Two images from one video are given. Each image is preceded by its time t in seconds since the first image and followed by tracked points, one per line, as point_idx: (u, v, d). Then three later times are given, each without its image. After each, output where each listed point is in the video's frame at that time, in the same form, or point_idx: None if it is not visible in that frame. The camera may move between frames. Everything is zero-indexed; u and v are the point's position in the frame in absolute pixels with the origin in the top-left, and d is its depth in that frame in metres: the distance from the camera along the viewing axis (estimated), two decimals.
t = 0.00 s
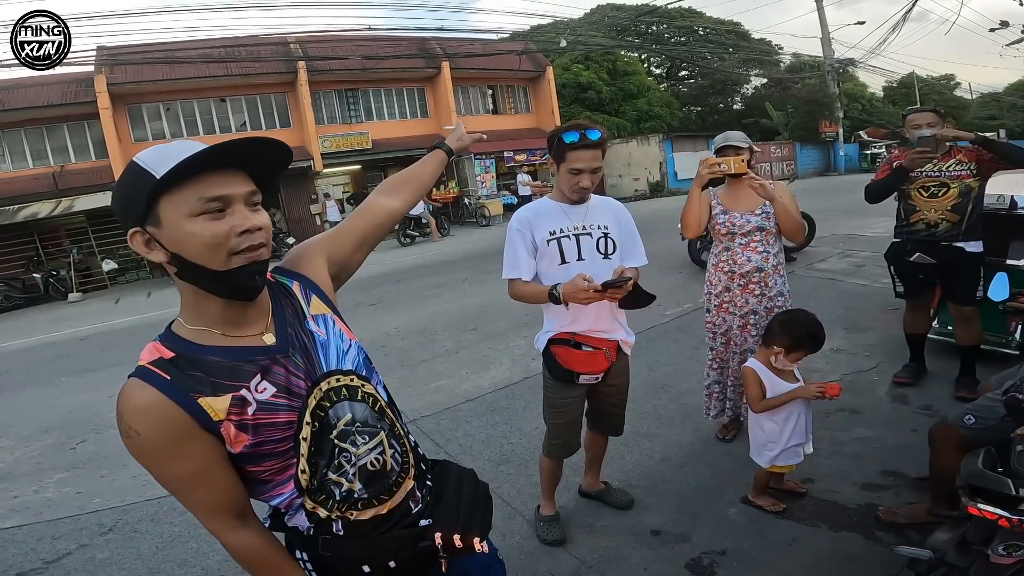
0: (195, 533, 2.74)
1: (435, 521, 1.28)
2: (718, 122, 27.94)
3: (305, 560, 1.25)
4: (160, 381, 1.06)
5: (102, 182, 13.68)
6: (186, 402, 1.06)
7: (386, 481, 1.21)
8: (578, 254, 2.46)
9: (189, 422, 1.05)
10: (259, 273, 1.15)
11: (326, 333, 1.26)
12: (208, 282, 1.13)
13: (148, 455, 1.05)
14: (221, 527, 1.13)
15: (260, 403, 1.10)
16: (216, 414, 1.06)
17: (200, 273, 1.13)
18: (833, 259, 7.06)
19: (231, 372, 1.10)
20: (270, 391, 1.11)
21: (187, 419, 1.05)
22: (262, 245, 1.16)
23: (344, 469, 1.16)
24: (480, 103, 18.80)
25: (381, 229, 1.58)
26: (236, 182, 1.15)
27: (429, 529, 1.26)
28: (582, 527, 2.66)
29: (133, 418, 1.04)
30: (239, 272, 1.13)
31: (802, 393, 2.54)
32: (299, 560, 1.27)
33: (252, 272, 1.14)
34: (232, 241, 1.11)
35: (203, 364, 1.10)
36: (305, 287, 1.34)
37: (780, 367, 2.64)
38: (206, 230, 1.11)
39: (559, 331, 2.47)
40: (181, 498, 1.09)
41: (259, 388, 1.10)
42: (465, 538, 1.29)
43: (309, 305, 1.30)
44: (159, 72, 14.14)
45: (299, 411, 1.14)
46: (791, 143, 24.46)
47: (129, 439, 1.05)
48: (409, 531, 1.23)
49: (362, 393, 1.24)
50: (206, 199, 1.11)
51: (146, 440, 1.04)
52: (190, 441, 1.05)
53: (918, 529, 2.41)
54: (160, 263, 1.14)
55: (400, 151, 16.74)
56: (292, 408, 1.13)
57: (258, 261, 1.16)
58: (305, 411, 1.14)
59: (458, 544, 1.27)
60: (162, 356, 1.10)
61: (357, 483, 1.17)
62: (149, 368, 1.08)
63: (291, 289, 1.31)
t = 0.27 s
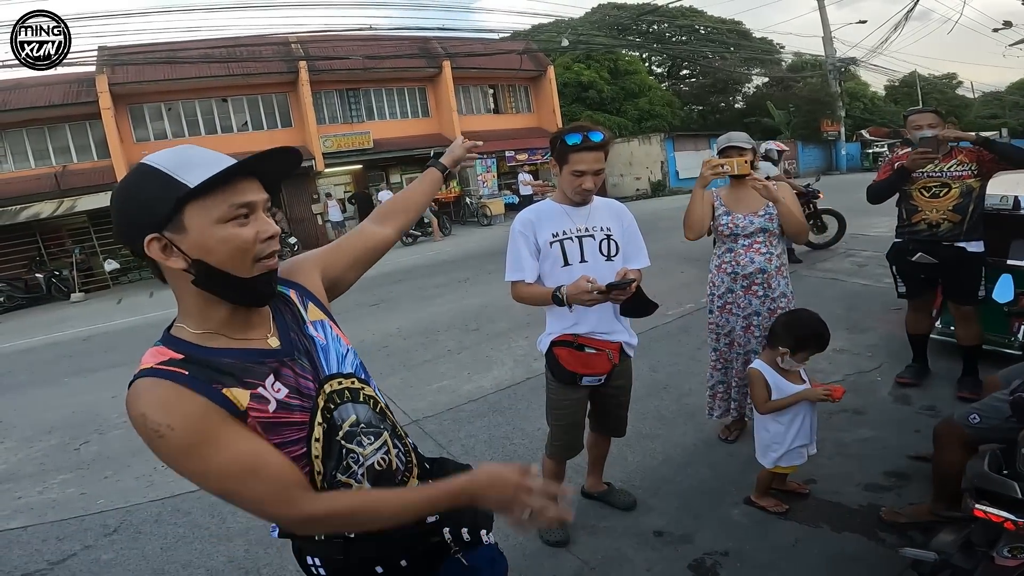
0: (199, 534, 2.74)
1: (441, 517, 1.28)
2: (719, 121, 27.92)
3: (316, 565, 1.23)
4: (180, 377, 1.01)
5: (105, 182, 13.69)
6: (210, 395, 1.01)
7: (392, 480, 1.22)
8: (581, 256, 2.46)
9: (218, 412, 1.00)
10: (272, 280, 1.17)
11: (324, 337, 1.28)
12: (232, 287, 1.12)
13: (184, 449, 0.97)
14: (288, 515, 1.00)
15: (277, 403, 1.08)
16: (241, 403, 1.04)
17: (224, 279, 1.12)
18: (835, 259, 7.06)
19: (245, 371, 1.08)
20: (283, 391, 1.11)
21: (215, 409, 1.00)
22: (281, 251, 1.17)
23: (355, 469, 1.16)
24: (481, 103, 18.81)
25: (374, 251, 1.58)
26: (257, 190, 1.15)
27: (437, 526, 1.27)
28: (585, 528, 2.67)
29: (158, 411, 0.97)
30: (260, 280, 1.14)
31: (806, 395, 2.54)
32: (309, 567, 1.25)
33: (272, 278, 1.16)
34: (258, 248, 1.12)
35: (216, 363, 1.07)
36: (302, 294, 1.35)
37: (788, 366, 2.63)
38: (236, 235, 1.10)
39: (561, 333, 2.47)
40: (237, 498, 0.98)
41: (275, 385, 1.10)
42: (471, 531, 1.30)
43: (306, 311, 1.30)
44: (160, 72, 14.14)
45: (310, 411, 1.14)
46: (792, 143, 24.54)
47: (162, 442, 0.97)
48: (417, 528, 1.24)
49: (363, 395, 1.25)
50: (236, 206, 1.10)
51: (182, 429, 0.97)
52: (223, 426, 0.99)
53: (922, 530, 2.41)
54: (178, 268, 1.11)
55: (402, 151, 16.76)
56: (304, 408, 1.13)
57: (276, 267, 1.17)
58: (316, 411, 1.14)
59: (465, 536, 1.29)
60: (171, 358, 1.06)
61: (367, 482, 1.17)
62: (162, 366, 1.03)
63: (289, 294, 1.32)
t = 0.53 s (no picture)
0: (199, 532, 2.75)
1: (449, 507, 1.30)
2: (721, 121, 27.90)
3: (331, 568, 1.22)
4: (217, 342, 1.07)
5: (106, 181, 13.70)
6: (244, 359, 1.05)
7: (403, 470, 1.24)
8: (581, 254, 2.46)
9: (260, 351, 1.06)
10: (267, 284, 1.17)
11: (324, 333, 1.35)
12: (226, 294, 1.12)
13: (251, 373, 1.01)
14: (360, 384, 1.03)
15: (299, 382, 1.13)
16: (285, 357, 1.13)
17: (214, 288, 1.11)
18: (837, 258, 7.05)
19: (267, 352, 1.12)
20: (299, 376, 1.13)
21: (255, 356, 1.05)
22: (272, 256, 1.16)
23: (367, 457, 1.18)
24: (482, 102, 18.80)
25: (353, 286, 1.65)
26: (242, 195, 1.12)
27: (446, 515, 1.28)
28: (586, 526, 2.67)
29: (209, 360, 1.03)
30: (254, 286, 1.14)
31: (808, 393, 2.55)
32: (324, 570, 1.23)
33: (268, 282, 1.17)
34: (246, 258, 1.11)
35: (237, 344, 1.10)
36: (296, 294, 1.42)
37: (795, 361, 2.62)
38: (222, 247, 1.09)
39: (561, 331, 2.47)
40: (317, 394, 1.02)
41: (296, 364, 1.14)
42: (479, 518, 1.32)
43: (304, 309, 1.36)
44: (161, 71, 14.14)
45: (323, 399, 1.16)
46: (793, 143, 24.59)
47: (229, 383, 1.00)
48: (428, 519, 1.25)
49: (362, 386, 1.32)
50: (217, 218, 1.08)
51: (242, 361, 1.02)
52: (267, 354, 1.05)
53: (923, 529, 2.41)
54: (166, 277, 1.12)
55: (403, 150, 16.77)
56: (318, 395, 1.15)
57: (267, 273, 1.16)
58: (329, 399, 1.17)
59: (474, 525, 1.31)
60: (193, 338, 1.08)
61: (380, 471, 1.19)
62: (192, 341, 1.06)
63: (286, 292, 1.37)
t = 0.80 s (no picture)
0: (198, 530, 2.74)
1: (448, 500, 1.30)
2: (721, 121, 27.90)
3: (331, 563, 1.21)
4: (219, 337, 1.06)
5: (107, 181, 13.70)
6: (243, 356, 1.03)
7: (404, 465, 1.24)
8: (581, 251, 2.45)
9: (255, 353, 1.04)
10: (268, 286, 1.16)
11: (328, 330, 1.34)
12: (226, 292, 1.12)
13: (230, 376, 0.99)
14: (348, 398, 0.97)
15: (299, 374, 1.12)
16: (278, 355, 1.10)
17: (214, 285, 1.11)
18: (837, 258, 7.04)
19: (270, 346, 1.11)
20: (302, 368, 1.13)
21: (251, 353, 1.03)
22: (274, 260, 1.14)
23: (368, 451, 1.17)
24: (483, 102, 18.81)
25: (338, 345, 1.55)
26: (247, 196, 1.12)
27: (446, 509, 1.28)
28: (587, 526, 2.66)
29: (195, 359, 1.01)
30: (250, 287, 1.12)
31: (809, 392, 2.55)
32: (324, 565, 1.22)
33: (267, 284, 1.15)
34: (244, 259, 1.10)
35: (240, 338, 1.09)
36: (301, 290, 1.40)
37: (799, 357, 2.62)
38: (219, 247, 1.08)
39: (562, 329, 2.47)
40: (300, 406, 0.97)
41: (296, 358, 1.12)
42: (480, 512, 1.31)
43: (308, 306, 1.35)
44: (162, 70, 14.14)
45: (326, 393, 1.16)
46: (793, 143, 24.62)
47: (205, 388, 0.99)
48: (428, 513, 1.26)
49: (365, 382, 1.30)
50: (219, 217, 1.07)
51: (223, 364, 1.00)
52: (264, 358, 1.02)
53: (924, 528, 2.40)
54: (168, 272, 1.12)
55: (403, 150, 16.77)
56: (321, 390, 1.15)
57: (267, 276, 1.14)
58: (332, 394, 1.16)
59: (475, 519, 1.30)
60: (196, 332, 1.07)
61: (380, 466, 1.19)
62: (192, 336, 1.06)
63: (292, 289, 1.36)
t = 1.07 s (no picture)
0: (191, 530, 2.73)
1: (437, 500, 1.29)
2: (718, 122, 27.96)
3: (314, 557, 1.21)
4: (196, 328, 1.03)
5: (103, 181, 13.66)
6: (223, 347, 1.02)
7: (393, 463, 1.23)
8: (576, 248, 2.44)
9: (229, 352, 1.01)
10: (250, 265, 1.14)
11: (334, 321, 1.31)
12: (201, 270, 1.12)
13: (186, 377, 0.96)
14: (295, 423, 0.91)
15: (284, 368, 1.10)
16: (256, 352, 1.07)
17: (192, 263, 1.12)
18: (833, 258, 7.05)
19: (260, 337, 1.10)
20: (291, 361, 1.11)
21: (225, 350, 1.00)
22: (252, 237, 1.13)
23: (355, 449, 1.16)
24: (480, 103, 18.81)
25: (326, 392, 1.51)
26: (223, 172, 1.11)
27: (433, 509, 1.27)
28: (582, 525, 2.65)
29: (160, 351, 0.99)
30: (224, 264, 1.11)
31: (805, 390, 2.55)
32: (307, 558, 1.22)
33: (243, 264, 1.13)
34: (216, 236, 1.09)
35: (230, 326, 1.08)
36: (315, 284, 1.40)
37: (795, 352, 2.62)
38: (190, 225, 1.09)
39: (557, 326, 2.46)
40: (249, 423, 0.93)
41: (281, 353, 1.11)
42: (469, 513, 1.30)
43: (318, 297, 1.34)
44: (159, 70, 14.11)
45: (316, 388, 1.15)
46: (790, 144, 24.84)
47: (163, 382, 0.97)
48: (416, 511, 1.24)
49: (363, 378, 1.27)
50: (188, 194, 1.08)
51: (182, 362, 0.97)
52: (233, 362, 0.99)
53: (920, 527, 2.39)
54: (156, 252, 1.16)
55: (401, 151, 16.77)
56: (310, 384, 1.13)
57: (249, 252, 1.14)
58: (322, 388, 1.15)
59: (463, 519, 1.29)
60: (184, 319, 1.07)
61: (367, 463, 1.18)
62: (175, 323, 1.05)
63: (299, 281, 1.36)
